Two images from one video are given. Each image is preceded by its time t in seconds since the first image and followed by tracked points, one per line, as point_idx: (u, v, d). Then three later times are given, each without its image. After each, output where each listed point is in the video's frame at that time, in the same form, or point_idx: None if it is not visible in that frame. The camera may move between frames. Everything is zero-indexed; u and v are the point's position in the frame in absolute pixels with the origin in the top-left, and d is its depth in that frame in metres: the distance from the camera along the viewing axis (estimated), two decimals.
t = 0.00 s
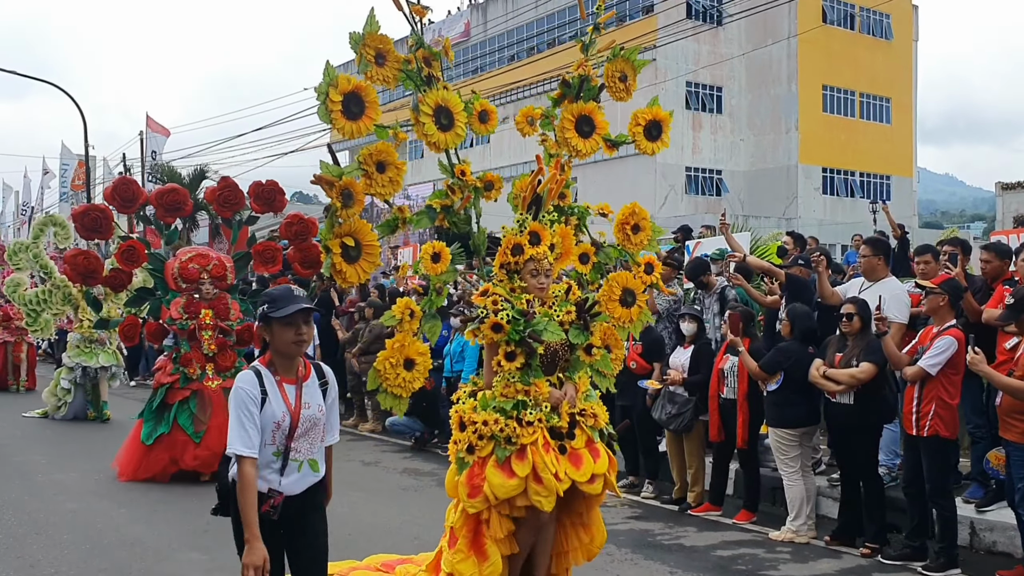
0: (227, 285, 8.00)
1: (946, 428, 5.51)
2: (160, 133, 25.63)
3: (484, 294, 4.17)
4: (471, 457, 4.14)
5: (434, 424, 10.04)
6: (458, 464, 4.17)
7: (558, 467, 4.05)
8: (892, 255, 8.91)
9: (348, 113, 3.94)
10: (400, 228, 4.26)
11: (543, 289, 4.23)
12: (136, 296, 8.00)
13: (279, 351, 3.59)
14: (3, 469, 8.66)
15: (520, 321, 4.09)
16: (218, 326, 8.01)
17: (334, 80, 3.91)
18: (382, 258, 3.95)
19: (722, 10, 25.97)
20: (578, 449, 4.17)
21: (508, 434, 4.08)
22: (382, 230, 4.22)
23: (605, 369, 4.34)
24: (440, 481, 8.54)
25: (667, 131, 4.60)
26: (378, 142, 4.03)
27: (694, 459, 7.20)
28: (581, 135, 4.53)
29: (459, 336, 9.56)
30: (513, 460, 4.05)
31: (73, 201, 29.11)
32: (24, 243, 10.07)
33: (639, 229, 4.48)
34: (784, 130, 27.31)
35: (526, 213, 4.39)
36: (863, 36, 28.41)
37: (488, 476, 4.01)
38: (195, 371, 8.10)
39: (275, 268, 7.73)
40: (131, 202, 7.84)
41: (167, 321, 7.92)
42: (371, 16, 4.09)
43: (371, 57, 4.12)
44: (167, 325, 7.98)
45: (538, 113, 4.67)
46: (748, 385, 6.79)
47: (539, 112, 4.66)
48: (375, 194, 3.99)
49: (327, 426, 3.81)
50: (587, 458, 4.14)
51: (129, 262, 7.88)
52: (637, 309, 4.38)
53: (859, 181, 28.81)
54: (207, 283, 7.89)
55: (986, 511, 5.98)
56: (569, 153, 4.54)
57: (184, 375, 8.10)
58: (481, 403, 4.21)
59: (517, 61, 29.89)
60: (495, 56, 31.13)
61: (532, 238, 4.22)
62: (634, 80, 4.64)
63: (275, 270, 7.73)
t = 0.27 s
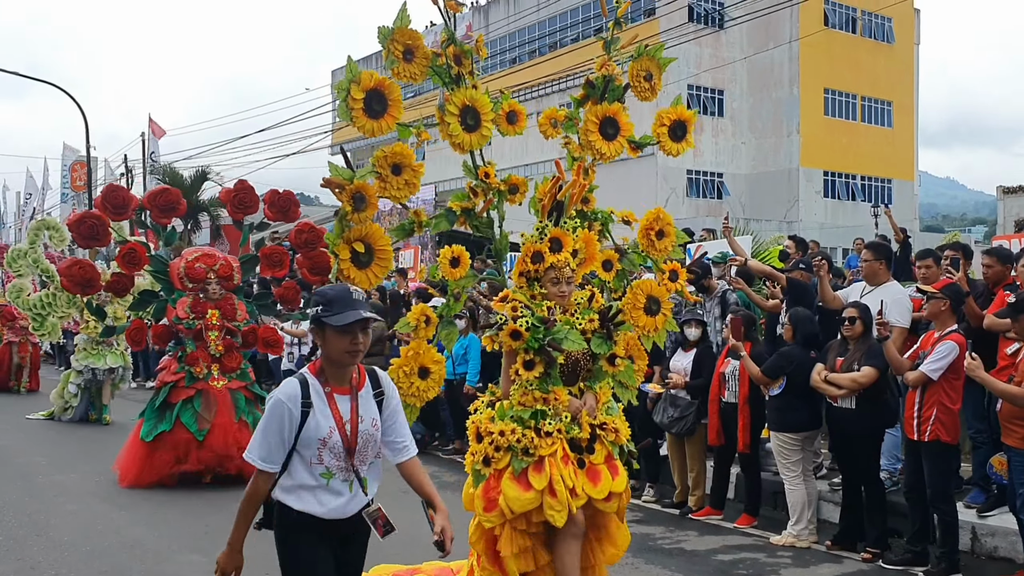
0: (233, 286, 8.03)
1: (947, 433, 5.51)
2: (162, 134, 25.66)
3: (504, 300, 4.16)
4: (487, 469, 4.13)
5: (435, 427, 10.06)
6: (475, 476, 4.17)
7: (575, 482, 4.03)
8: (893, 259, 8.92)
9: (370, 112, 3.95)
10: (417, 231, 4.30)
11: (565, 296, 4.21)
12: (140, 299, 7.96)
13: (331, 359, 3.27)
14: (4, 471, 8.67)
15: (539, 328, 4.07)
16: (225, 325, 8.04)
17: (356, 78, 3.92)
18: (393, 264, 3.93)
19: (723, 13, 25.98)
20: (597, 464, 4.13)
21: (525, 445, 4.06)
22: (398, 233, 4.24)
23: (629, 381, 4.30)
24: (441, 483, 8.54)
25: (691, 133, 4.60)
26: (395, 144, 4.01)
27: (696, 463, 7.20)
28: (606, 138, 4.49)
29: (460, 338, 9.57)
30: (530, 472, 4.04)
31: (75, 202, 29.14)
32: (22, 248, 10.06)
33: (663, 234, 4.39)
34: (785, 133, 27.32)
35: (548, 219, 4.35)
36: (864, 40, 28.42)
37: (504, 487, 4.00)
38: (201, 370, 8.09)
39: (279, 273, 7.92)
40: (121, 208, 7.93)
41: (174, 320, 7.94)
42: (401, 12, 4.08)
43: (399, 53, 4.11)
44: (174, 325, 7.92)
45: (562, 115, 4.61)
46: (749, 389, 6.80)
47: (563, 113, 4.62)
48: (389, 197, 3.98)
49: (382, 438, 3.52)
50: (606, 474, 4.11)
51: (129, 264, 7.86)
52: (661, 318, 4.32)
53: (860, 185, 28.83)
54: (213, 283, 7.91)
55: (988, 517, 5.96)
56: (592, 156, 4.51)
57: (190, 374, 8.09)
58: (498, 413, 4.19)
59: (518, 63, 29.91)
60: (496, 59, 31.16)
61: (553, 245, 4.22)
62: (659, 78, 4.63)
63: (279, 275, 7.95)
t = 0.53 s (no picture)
0: (241, 287, 7.99)
1: (948, 438, 5.50)
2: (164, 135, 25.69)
3: (530, 301, 4.18)
4: (516, 478, 4.12)
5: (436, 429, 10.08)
6: (504, 485, 4.17)
7: (608, 489, 3.99)
8: (896, 263, 8.92)
9: (392, 100, 3.99)
10: (447, 227, 4.49)
11: (590, 297, 4.20)
12: (148, 297, 7.96)
13: (395, 363, 2.97)
14: (6, 471, 8.67)
15: (568, 329, 4.05)
16: (233, 327, 7.98)
17: (377, 66, 3.95)
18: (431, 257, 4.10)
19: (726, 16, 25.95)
20: (630, 471, 4.12)
21: (554, 451, 4.04)
22: (429, 230, 4.47)
23: (658, 387, 4.34)
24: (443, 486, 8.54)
25: (718, 134, 4.68)
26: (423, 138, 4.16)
27: (698, 466, 7.20)
28: (629, 138, 4.58)
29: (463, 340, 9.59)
30: (561, 480, 4.01)
31: (77, 202, 29.15)
32: (26, 247, 10.02)
33: (687, 240, 4.56)
34: (786, 136, 27.32)
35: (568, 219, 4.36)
36: (867, 43, 28.41)
37: (534, 496, 3.97)
38: (210, 372, 7.91)
39: (285, 271, 8.07)
40: (136, 200, 7.82)
41: (181, 322, 7.88)
42: (416, 5, 4.19)
43: (415, 44, 4.23)
44: (182, 325, 7.86)
45: (583, 114, 4.77)
46: (750, 393, 6.80)
47: (585, 113, 4.76)
48: (420, 190, 4.13)
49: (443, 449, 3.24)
50: (642, 482, 4.08)
51: (138, 261, 7.74)
52: (687, 325, 4.42)
53: (862, 188, 28.83)
54: (222, 283, 7.85)
55: (989, 521, 5.96)
56: (615, 156, 4.60)
57: (199, 376, 7.89)
58: (525, 418, 4.19)
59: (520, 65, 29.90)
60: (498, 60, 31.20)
61: (574, 245, 4.20)
62: (683, 79, 4.71)
63: (285, 274, 8.10)
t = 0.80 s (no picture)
0: (252, 288, 7.88)
1: (949, 441, 5.50)
2: (166, 134, 25.71)
3: (554, 297, 4.20)
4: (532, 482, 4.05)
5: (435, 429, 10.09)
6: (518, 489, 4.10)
7: (628, 497, 3.99)
8: (898, 265, 8.92)
9: (417, 87, 3.98)
10: (461, 220, 4.38)
11: (617, 294, 4.23)
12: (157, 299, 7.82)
13: (500, 391, 2.63)
14: (6, 471, 8.68)
15: (593, 329, 4.07)
16: (244, 329, 7.93)
17: (406, 51, 3.95)
18: (435, 250, 4.01)
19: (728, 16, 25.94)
20: (650, 479, 4.10)
21: (575, 456, 4.03)
22: (441, 220, 4.36)
23: (679, 387, 4.37)
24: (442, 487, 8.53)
25: (745, 129, 4.73)
26: (443, 124, 4.09)
27: (698, 468, 7.19)
28: (659, 127, 4.68)
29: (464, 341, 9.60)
30: (580, 488, 4.00)
31: (78, 201, 29.16)
32: (30, 246, 9.89)
33: (708, 234, 4.69)
34: (788, 138, 27.32)
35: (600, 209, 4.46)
36: (868, 45, 28.41)
37: (553, 503, 3.94)
38: (222, 377, 7.84)
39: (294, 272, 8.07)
40: (152, 199, 7.77)
41: (192, 324, 7.73)
42: None
43: (450, 24, 4.25)
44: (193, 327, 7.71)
45: (616, 101, 4.74)
46: (751, 395, 6.80)
47: (616, 99, 4.75)
48: (434, 179, 4.07)
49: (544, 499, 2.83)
50: (659, 489, 4.05)
51: (149, 261, 7.70)
52: (704, 321, 4.47)
53: (863, 190, 28.83)
54: (232, 285, 7.76)
55: (989, 525, 5.95)
56: (644, 146, 4.67)
57: (211, 381, 7.83)
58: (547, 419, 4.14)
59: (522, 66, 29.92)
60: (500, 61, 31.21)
61: (604, 237, 4.26)
62: (710, 72, 4.85)
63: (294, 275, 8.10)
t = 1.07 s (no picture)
0: (262, 286, 7.90)
1: (950, 443, 5.50)
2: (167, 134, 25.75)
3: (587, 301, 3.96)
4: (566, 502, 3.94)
5: (436, 430, 10.09)
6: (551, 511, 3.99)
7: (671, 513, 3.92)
8: (899, 268, 8.93)
9: (471, 87, 3.79)
10: (505, 225, 4.10)
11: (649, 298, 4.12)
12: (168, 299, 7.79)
13: (628, 378, 2.26)
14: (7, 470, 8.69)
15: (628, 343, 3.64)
16: (256, 328, 7.91)
17: (460, 49, 3.73)
18: (484, 260, 3.73)
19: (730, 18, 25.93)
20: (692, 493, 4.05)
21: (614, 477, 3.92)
22: (489, 228, 4.04)
23: (717, 399, 4.36)
24: (443, 487, 8.54)
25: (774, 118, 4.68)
26: (491, 125, 3.81)
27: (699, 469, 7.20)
28: (688, 125, 4.47)
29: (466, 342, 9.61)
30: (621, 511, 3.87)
31: (80, 201, 29.19)
32: (33, 244, 9.92)
33: (743, 232, 4.49)
34: (789, 140, 27.31)
35: (633, 214, 4.29)
36: (870, 47, 28.41)
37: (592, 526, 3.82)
38: (237, 375, 7.86)
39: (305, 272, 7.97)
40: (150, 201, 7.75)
41: (204, 323, 7.76)
42: None
43: (496, 21, 3.99)
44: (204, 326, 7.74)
45: (641, 99, 4.56)
46: (751, 397, 6.80)
47: (641, 99, 4.55)
48: (483, 184, 3.79)
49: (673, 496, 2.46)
50: (701, 503, 4.04)
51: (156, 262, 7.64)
52: (742, 324, 4.37)
53: (864, 193, 28.83)
54: (243, 282, 7.79)
55: (990, 527, 5.95)
56: (672, 142, 4.46)
57: (226, 379, 7.84)
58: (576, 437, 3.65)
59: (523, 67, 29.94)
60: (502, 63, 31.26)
61: (638, 243, 4.11)
62: (742, 58, 4.65)
63: (306, 274, 7.98)
